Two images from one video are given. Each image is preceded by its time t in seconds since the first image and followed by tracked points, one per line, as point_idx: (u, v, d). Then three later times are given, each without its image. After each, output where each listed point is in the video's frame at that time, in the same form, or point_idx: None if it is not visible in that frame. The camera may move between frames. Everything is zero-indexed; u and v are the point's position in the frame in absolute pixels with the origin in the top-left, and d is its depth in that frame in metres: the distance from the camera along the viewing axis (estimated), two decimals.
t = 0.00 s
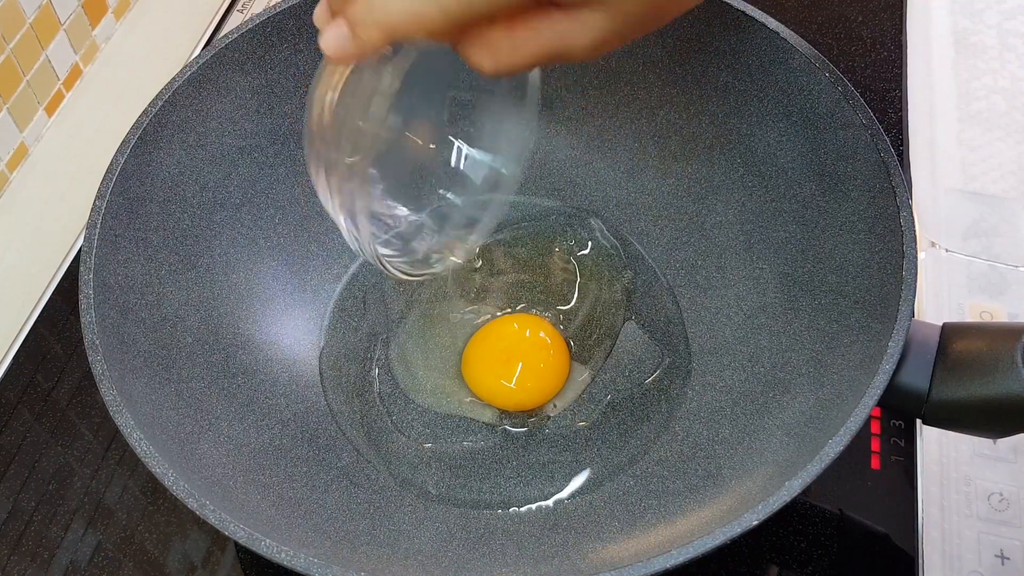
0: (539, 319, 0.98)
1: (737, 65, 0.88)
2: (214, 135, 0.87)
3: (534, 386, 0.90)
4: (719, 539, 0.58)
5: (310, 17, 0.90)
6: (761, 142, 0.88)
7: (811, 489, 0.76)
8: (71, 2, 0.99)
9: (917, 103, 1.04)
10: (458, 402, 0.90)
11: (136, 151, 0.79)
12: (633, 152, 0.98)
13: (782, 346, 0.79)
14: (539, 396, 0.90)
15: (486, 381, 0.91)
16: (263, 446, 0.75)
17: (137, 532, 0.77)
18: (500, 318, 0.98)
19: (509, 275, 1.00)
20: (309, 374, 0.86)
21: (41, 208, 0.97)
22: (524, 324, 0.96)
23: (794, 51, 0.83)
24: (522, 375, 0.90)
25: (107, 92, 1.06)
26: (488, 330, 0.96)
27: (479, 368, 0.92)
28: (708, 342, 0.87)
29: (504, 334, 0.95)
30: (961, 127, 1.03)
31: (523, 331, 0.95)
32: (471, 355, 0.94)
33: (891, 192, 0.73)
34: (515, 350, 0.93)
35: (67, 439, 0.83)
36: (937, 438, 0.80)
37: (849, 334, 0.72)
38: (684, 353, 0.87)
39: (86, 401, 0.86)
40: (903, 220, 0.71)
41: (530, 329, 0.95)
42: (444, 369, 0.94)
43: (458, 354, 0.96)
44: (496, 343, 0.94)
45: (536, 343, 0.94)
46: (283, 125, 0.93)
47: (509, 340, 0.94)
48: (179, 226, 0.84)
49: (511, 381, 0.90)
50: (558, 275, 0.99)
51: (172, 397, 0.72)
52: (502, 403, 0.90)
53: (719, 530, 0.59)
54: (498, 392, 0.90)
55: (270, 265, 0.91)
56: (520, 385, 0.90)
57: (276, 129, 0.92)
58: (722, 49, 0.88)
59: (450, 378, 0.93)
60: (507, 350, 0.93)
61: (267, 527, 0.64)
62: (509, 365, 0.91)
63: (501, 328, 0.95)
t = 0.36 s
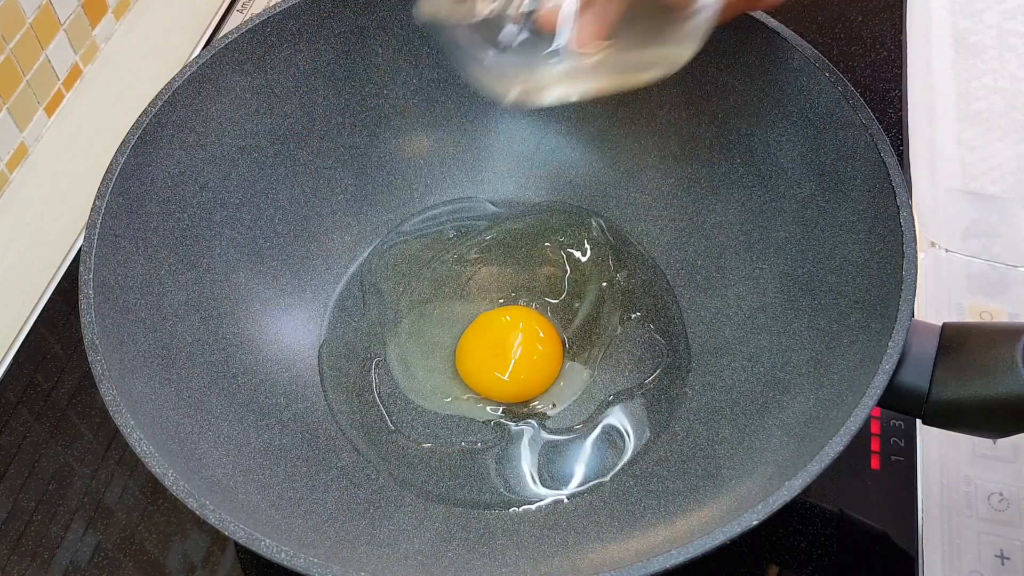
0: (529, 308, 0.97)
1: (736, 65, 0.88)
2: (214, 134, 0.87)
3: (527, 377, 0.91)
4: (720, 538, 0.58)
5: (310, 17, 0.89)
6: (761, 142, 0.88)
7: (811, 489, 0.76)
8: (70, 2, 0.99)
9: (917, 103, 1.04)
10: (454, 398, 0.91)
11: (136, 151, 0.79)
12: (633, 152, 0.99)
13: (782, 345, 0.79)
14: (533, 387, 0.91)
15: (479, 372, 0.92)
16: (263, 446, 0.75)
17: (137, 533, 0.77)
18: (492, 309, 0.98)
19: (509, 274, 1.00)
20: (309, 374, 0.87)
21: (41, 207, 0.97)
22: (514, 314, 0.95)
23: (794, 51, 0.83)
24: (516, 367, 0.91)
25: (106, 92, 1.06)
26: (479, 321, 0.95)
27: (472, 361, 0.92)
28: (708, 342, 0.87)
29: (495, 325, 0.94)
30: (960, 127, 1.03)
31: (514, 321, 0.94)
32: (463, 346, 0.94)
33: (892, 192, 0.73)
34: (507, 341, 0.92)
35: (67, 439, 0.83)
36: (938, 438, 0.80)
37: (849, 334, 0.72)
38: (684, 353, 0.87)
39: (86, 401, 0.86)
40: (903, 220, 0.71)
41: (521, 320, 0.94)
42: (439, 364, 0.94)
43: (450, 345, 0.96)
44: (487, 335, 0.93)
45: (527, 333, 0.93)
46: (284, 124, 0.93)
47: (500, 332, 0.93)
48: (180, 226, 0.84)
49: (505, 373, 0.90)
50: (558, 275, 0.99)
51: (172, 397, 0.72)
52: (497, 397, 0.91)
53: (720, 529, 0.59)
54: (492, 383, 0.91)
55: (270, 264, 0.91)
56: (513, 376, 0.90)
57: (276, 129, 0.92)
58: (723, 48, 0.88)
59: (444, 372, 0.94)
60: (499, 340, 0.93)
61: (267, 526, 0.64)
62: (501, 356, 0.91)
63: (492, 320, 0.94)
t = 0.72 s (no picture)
0: (528, 310, 0.97)
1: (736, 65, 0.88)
2: (214, 135, 0.87)
3: (525, 379, 0.90)
4: (720, 538, 0.58)
5: (310, 16, 0.89)
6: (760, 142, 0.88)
7: (810, 489, 0.76)
8: (71, 2, 0.99)
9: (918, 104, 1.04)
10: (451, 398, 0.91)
11: (137, 151, 0.79)
12: (633, 152, 0.99)
13: (782, 345, 0.79)
14: (530, 389, 0.91)
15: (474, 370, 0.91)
16: (263, 446, 0.75)
17: (137, 533, 0.77)
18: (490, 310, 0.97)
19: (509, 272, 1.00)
20: (309, 374, 0.87)
21: (41, 207, 0.97)
22: (513, 315, 0.95)
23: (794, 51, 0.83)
24: (514, 368, 0.90)
25: (106, 92, 1.06)
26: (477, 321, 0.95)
27: (470, 362, 0.92)
28: (708, 342, 0.87)
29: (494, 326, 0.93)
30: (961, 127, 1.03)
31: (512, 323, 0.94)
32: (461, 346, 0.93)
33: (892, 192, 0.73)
34: (505, 343, 0.92)
35: (67, 439, 0.83)
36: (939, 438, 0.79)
37: (849, 334, 0.72)
38: (684, 354, 0.87)
39: (86, 401, 0.86)
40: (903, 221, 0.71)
41: (519, 322, 0.94)
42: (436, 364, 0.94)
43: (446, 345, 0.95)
44: (485, 337, 0.93)
45: (526, 336, 0.93)
46: (284, 124, 0.93)
47: (499, 333, 0.93)
48: (180, 226, 0.84)
49: (503, 374, 0.90)
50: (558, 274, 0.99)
51: (172, 397, 0.72)
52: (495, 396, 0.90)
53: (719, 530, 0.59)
54: (490, 384, 0.90)
55: (270, 264, 0.91)
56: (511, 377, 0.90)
57: (276, 129, 0.92)
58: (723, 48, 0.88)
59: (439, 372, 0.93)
60: (498, 341, 0.92)
61: (267, 526, 0.64)
62: (499, 357, 0.91)
63: (491, 321, 0.94)
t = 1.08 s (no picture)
0: (528, 310, 0.95)
1: (735, 65, 0.88)
2: (214, 134, 0.87)
3: (525, 379, 0.89)
4: (720, 538, 0.58)
5: (310, 17, 0.89)
6: (760, 142, 0.88)
7: (810, 489, 0.76)
8: (70, 2, 0.99)
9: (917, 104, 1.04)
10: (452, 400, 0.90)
11: (137, 151, 0.79)
12: (633, 152, 0.99)
13: (782, 345, 0.79)
14: (531, 388, 0.90)
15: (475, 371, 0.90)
16: (263, 447, 0.75)
17: (137, 533, 0.77)
18: (491, 310, 0.97)
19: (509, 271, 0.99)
20: (309, 375, 0.87)
21: (41, 207, 0.97)
22: (513, 315, 0.94)
23: (795, 51, 0.83)
24: (514, 368, 0.89)
25: (107, 92, 1.06)
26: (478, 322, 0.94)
27: (470, 362, 0.91)
28: (708, 342, 0.87)
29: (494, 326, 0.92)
30: (961, 127, 1.03)
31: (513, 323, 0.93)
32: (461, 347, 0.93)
33: (893, 192, 0.73)
34: (505, 343, 0.91)
35: (67, 439, 0.83)
36: (939, 440, 0.80)
37: (849, 334, 0.72)
38: (684, 354, 0.87)
39: (86, 401, 0.86)
40: (903, 220, 0.71)
41: (519, 321, 0.93)
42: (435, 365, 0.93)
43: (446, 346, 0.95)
44: (485, 336, 0.92)
45: (526, 336, 0.92)
46: (284, 124, 0.93)
47: (499, 333, 0.92)
48: (180, 226, 0.84)
49: (502, 374, 0.89)
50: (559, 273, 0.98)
51: (172, 397, 0.72)
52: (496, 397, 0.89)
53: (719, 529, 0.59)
54: (490, 384, 0.89)
55: (270, 263, 0.91)
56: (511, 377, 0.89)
57: (276, 129, 0.92)
58: (722, 48, 0.88)
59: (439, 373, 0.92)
60: (498, 341, 0.91)
61: (267, 527, 0.64)
62: (500, 357, 0.90)
63: (491, 321, 0.93)
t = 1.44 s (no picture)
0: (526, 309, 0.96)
1: (735, 65, 0.88)
2: (214, 135, 0.87)
3: (524, 378, 0.89)
4: (720, 538, 0.58)
5: (310, 16, 0.90)
6: (760, 142, 0.88)
7: (810, 489, 0.76)
8: (70, 2, 0.99)
9: (917, 103, 1.04)
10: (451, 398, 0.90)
11: (136, 151, 0.79)
12: (634, 152, 0.99)
13: (782, 345, 0.79)
14: (529, 388, 0.90)
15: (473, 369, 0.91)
16: (263, 447, 0.75)
17: (137, 533, 0.77)
18: (490, 309, 0.97)
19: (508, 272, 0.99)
20: (310, 375, 0.87)
21: (41, 207, 0.97)
22: (511, 314, 0.94)
23: (795, 51, 0.83)
24: (513, 367, 0.89)
25: (106, 92, 1.06)
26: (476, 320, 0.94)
27: (468, 361, 0.91)
28: (708, 342, 0.87)
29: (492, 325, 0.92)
30: (960, 127, 1.03)
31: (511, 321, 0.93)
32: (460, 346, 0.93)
33: (893, 192, 0.73)
34: (504, 342, 0.91)
35: (67, 439, 0.83)
36: (941, 440, 0.80)
37: (850, 334, 0.72)
38: (684, 354, 0.87)
39: (86, 401, 0.86)
40: (903, 221, 0.71)
41: (518, 321, 0.93)
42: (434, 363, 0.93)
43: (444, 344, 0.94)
44: (484, 335, 0.92)
45: (525, 335, 0.92)
46: (284, 125, 0.93)
47: (498, 332, 0.92)
48: (179, 226, 0.83)
49: (501, 374, 0.89)
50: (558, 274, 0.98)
51: (172, 397, 0.72)
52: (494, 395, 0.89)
53: (719, 529, 0.59)
54: (489, 383, 0.90)
55: (269, 263, 0.91)
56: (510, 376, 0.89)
57: (276, 129, 0.92)
58: (722, 48, 0.88)
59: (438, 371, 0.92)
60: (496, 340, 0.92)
61: (266, 527, 0.63)
62: (499, 356, 0.90)
63: (490, 320, 0.93)
